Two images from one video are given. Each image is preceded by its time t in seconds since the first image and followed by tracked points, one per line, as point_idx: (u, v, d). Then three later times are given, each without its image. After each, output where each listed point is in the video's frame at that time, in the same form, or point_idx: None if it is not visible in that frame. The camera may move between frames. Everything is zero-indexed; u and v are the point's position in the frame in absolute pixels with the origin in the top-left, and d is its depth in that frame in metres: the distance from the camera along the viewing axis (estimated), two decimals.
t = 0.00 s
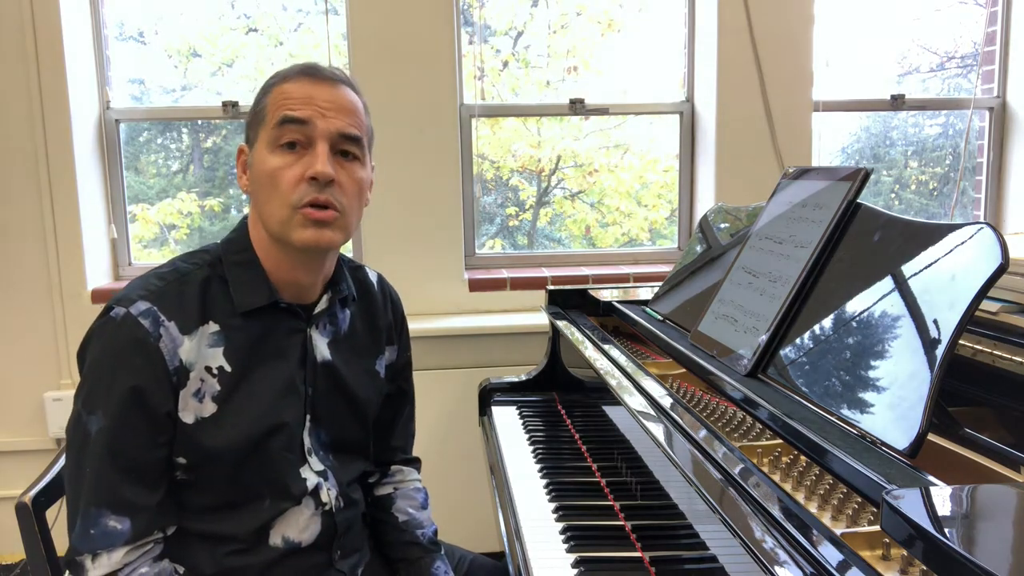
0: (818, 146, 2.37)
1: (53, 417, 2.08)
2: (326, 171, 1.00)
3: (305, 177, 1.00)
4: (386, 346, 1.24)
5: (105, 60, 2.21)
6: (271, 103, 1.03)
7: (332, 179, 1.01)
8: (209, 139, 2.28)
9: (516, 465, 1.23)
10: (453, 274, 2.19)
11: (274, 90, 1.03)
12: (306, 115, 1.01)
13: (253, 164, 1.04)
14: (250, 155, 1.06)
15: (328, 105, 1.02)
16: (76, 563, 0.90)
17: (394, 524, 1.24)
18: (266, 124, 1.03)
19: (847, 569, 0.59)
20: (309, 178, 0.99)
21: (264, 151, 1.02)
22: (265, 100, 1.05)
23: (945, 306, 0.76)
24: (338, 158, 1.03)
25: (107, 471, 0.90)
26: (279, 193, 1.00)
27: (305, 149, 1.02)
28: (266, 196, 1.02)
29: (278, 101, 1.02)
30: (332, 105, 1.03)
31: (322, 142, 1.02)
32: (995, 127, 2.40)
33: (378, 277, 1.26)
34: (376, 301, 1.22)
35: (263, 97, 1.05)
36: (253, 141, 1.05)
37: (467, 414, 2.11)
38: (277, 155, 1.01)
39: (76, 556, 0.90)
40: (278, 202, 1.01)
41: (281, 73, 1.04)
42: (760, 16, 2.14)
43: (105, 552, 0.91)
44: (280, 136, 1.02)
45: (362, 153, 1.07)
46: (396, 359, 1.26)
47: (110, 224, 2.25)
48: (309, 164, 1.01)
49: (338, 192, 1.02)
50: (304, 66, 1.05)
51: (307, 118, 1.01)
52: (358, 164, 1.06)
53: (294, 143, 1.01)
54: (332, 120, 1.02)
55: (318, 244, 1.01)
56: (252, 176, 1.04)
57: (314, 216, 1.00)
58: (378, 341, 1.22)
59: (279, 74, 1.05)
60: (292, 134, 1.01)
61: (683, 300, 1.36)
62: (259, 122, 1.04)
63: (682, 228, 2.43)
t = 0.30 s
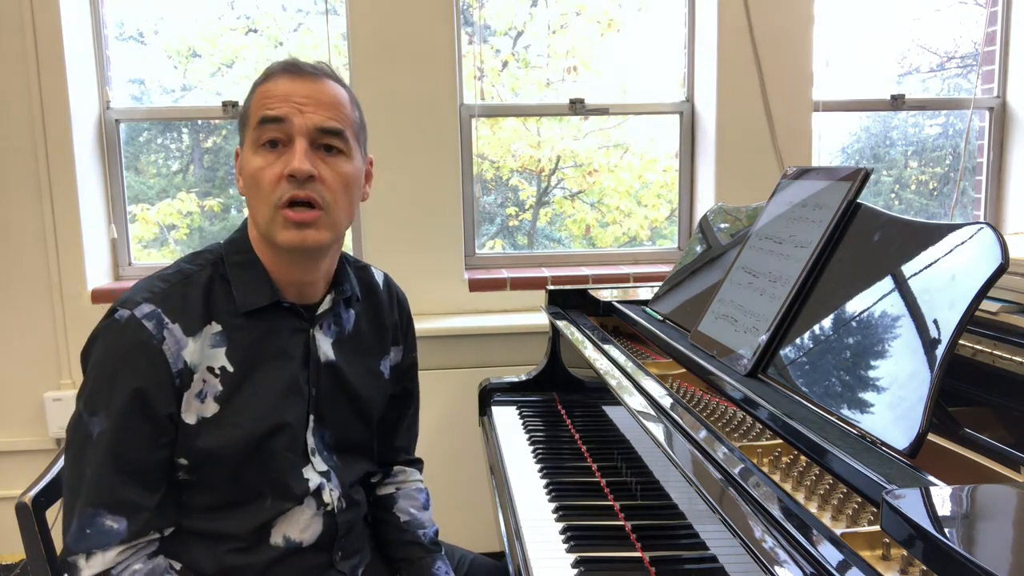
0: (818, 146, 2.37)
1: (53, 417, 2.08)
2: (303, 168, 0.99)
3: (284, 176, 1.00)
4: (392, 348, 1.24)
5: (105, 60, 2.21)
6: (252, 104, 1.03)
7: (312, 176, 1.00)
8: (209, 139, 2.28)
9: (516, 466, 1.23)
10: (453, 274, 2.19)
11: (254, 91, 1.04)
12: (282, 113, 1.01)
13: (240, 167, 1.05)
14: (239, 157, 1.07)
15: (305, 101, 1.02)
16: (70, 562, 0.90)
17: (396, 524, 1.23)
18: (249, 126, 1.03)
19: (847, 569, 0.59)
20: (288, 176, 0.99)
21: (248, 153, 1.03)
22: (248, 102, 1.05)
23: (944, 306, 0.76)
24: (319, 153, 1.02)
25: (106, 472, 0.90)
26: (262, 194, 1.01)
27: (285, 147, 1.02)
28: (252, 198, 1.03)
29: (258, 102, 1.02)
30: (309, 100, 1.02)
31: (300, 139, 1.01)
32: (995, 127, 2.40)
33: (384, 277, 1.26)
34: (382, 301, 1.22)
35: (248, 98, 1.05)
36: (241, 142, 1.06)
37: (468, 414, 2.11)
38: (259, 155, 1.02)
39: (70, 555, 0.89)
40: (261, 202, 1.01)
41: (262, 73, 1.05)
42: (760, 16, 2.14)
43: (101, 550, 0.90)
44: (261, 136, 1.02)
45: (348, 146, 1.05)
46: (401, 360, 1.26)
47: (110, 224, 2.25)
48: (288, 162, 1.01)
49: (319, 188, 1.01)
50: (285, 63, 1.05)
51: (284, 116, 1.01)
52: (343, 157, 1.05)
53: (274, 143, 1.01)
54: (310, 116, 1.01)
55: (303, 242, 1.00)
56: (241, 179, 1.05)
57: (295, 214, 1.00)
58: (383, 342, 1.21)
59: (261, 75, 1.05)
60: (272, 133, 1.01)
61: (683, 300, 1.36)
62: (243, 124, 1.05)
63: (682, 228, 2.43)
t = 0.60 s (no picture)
0: (818, 146, 2.37)
1: (53, 417, 2.08)
2: (305, 156, 1.00)
3: (286, 164, 0.99)
4: (394, 341, 1.23)
5: (105, 61, 2.21)
6: (248, 94, 1.03)
7: (312, 163, 1.00)
8: (209, 140, 2.28)
9: (516, 465, 1.23)
10: (453, 274, 2.19)
11: (250, 81, 1.03)
12: (281, 102, 1.01)
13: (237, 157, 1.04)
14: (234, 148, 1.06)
15: (303, 89, 1.02)
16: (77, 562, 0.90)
17: (399, 525, 1.24)
18: (245, 115, 1.02)
19: (847, 569, 0.58)
20: (289, 164, 0.99)
21: (245, 142, 1.02)
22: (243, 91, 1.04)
23: (944, 306, 0.76)
24: (318, 141, 1.03)
25: (108, 469, 0.90)
26: (262, 183, 1.00)
27: (284, 136, 1.01)
28: (252, 187, 1.02)
29: (255, 91, 1.02)
30: (307, 89, 1.02)
31: (299, 128, 1.01)
32: (996, 127, 2.40)
33: (386, 272, 1.26)
34: (383, 296, 1.22)
35: (242, 88, 1.04)
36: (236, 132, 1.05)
37: (468, 414, 2.11)
38: (257, 144, 1.01)
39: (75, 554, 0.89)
40: (262, 191, 1.01)
41: (258, 63, 1.04)
42: (760, 16, 2.14)
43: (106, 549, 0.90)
44: (259, 125, 1.01)
45: (345, 135, 1.05)
46: (405, 355, 1.25)
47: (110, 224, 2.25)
48: (289, 151, 1.01)
49: (321, 176, 1.01)
50: (280, 52, 1.05)
51: (283, 105, 1.01)
52: (341, 146, 1.05)
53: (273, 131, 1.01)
54: (308, 104, 1.02)
55: (307, 229, 1.01)
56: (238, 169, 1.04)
57: (298, 202, 1.00)
58: (385, 335, 1.21)
59: (256, 64, 1.05)
60: (270, 122, 1.01)
61: (683, 300, 1.36)
62: (240, 115, 1.04)
63: (682, 228, 2.44)
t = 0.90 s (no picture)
0: (818, 146, 2.37)
1: (54, 417, 2.08)
2: (387, 179, 1.02)
3: (369, 184, 1.00)
4: (382, 339, 1.24)
5: (104, 60, 2.21)
6: (319, 104, 0.99)
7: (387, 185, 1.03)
8: (209, 139, 2.28)
9: (516, 466, 1.23)
10: (453, 274, 2.19)
11: (317, 90, 0.99)
12: (364, 122, 1.01)
13: (295, 163, 0.98)
14: (277, 150, 0.99)
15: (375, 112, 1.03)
16: None
17: (392, 521, 1.24)
18: (316, 125, 0.98)
19: (847, 569, 0.59)
20: (372, 184, 1.00)
21: (316, 152, 0.98)
22: (303, 96, 0.99)
23: (945, 306, 0.76)
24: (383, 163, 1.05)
25: (127, 491, 0.89)
26: (339, 198, 0.99)
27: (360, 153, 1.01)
28: (320, 199, 0.99)
29: (330, 104, 0.99)
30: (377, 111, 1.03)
31: (375, 148, 1.02)
32: (995, 127, 2.40)
33: (368, 271, 1.26)
34: (369, 295, 1.22)
35: (300, 92, 0.99)
36: (292, 131, 0.99)
37: (468, 414, 2.11)
38: (333, 157, 0.99)
39: None
40: (338, 207, 0.99)
41: (319, 72, 1.01)
42: (759, 16, 2.14)
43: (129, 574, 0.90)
44: (335, 138, 0.99)
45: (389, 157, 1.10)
46: (394, 351, 1.26)
47: (110, 224, 2.25)
48: (369, 169, 1.01)
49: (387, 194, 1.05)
50: (337, 66, 1.03)
51: (366, 125, 1.01)
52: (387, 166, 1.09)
53: (350, 148, 1.00)
54: (380, 127, 1.03)
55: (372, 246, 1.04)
56: (294, 175, 0.99)
57: (371, 221, 1.02)
58: (376, 335, 1.21)
59: (314, 71, 1.01)
60: (349, 138, 1.00)
61: (683, 300, 1.36)
62: (303, 121, 0.98)
63: (682, 228, 2.43)
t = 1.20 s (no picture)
0: (819, 146, 2.37)
1: (54, 416, 2.08)
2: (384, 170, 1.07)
3: (369, 176, 1.05)
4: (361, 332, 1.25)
5: (105, 61, 2.21)
6: (318, 101, 1.01)
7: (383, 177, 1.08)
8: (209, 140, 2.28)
9: (516, 466, 1.23)
10: (453, 274, 2.19)
11: (314, 88, 1.01)
12: (360, 117, 1.04)
13: (299, 160, 1.00)
14: (278, 147, 1.00)
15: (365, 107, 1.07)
16: None
17: (376, 512, 1.25)
18: (318, 121, 1.00)
19: (847, 569, 0.58)
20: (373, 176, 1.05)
21: (320, 148, 1.00)
22: (301, 94, 1.00)
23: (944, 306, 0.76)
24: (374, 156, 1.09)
25: (153, 495, 0.87)
26: (344, 191, 1.02)
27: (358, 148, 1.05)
28: (326, 194, 1.01)
29: (328, 101, 1.01)
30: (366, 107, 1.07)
31: (369, 142, 1.06)
32: (995, 127, 2.40)
33: (338, 267, 1.28)
34: (345, 290, 1.24)
35: (297, 89, 1.00)
36: (292, 129, 1.00)
37: (468, 414, 2.11)
38: (337, 152, 1.01)
39: None
40: (344, 200, 1.02)
41: (314, 70, 1.02)
42: (759, 16, 2.14)
43: None
44: (336, 134, 1.01)
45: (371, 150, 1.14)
46: (373, 343, 1.28)
47: (110, 224, 2.25)
48: (368, 163, 1.05)
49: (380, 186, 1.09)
50: (327, 64, 1.05)
51: (362, 120, 1.04)
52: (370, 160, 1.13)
53: (350, 143, 1.03)
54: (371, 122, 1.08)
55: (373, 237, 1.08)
56: (299, 172, 1.00)
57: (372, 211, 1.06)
58: (355, 328, 1.23)
59: (309, 69, 1.02)
60: (348, 133, 1.03)
61: (683, 301, 1.36)
62: (303, 118, 1.00)
63: (682, 228, 2.43)
